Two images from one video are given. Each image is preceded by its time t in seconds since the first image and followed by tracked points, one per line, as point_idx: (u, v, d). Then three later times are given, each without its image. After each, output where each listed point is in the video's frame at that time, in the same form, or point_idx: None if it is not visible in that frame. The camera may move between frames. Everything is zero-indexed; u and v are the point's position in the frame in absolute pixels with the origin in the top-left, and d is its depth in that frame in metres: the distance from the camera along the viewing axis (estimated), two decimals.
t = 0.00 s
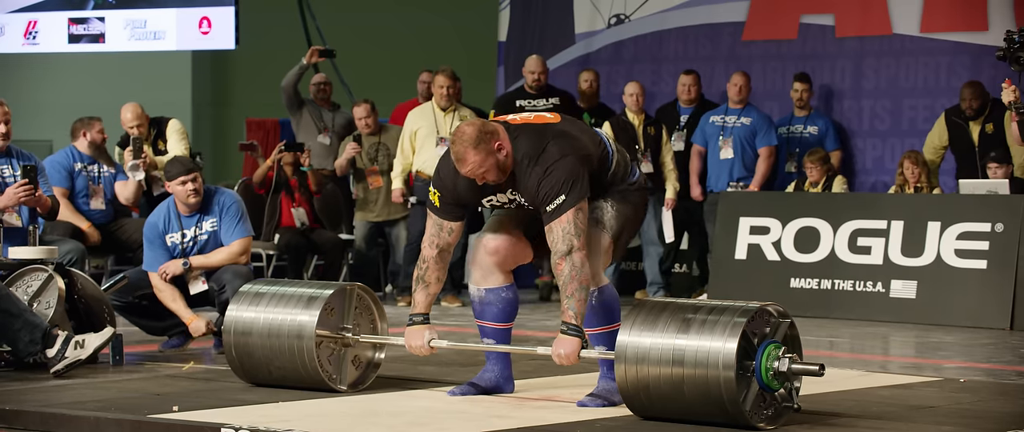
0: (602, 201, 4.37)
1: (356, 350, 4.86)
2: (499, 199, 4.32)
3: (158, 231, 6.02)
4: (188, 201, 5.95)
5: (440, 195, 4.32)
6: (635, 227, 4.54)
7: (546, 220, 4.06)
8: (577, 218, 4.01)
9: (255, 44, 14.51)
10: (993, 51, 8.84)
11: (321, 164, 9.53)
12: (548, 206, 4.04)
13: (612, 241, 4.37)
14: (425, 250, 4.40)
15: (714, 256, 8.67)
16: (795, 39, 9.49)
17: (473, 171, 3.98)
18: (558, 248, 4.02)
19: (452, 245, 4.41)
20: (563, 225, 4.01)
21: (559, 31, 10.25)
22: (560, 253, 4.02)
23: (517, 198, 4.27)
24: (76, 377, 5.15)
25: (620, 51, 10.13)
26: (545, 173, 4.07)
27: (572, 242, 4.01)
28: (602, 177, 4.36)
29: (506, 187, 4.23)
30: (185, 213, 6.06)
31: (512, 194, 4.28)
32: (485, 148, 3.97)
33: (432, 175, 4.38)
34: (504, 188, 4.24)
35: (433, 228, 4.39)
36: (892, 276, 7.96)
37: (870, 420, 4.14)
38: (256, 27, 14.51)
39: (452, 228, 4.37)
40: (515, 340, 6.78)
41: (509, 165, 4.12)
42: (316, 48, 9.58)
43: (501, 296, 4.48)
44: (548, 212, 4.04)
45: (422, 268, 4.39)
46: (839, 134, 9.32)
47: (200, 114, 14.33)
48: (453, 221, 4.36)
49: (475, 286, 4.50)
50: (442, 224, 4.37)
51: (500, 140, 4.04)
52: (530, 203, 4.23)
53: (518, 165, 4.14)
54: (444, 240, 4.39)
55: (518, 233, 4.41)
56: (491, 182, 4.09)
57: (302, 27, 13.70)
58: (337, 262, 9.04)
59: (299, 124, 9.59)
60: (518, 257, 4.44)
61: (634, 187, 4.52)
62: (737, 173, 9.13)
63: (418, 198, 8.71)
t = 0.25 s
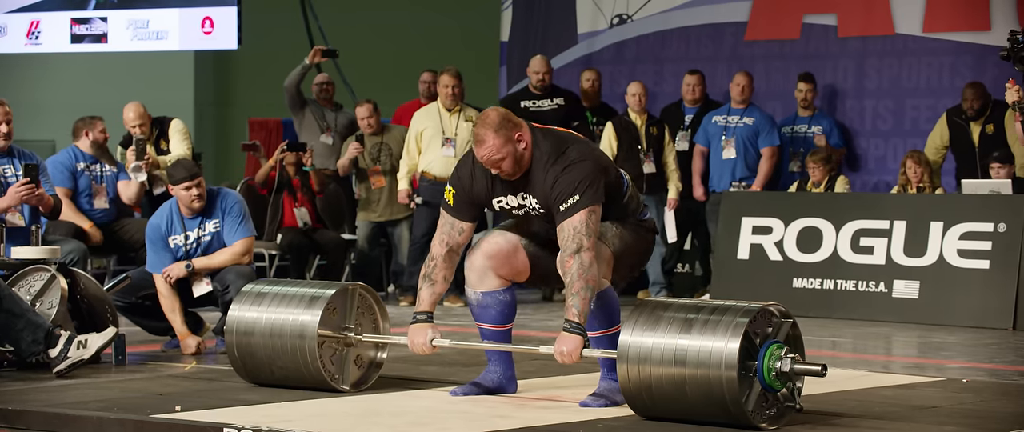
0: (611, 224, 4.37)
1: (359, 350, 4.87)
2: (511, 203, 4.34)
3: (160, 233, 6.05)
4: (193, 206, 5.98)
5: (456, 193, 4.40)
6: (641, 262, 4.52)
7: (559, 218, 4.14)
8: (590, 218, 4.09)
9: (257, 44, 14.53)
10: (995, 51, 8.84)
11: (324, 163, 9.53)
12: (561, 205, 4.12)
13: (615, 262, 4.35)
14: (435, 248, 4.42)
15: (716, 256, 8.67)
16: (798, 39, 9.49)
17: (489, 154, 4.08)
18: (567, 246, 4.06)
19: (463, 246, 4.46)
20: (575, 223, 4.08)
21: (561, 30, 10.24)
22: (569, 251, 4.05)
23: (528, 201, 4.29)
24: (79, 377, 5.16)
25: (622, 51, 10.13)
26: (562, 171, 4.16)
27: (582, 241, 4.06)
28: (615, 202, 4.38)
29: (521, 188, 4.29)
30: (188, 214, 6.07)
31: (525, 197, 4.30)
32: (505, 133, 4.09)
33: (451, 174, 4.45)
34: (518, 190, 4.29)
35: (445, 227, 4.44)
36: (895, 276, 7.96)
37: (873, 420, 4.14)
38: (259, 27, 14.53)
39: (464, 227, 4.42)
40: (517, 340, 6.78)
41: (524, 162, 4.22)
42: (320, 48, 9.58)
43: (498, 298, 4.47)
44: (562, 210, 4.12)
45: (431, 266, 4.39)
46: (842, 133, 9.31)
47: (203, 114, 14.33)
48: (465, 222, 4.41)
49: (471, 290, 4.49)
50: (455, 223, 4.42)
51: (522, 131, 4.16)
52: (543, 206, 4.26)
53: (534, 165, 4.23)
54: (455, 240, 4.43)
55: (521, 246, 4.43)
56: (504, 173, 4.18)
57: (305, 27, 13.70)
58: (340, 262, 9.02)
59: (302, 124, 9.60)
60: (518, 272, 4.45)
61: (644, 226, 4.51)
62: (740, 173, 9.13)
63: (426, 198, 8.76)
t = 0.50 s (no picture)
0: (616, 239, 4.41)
1: (362, 350, 4.86)
2: (522, 208, 4.35)
3: (163, 232, 6.05)
4: (194, 205, 5.97)
5: (469, 195, 4.40)
6: (643, 281, 4.55)
7: (570, 220, 4.16)
8: (602, 221, 4.10)
9: (259, 44, 14.55)
10: (998, 51, 8.84)
11: (326, 163, 9.53)
12: (574, 207, 4.14)
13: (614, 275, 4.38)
14: (444, 248, 4.42)
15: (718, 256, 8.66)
16: (800, 39, 9.49)
17: (507, 148, 4.12)
18: (577, 247, 4.08)
19: (474, 248, 4.44)
20: (586, 226, 4.10)
21: (563, 31, 10.24)
22: (579, 252, 4.07)
23: (539, 205, 4.31)
24: (81, 377, 5.16)
25: (624, 51, 10.12)
26: (578, 174, 4.18)
27: (592, 243, 4.07)
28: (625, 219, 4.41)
29: (535, 191, 4.30)
30: (191, 214, 6.07)
31: (538, 199, 4.31)
32: (525, 129, 4.14)
33: (466, 176, 4.46)
34: (531, 193, 4.31)
35: (456, 229, 4.43)
36: (897, 276, 7.95)
37: (875, 420, 4.14)
38: (261, 27, 14.54)
39: (475, 230, 4.41)
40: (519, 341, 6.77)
41: (540, 165, 4.24)
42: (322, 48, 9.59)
43: (500, 300, 4.46)
44: (574, 212, 4.14)
45: (439, 265, 4.39)
46: (845, 134, 9.29)
47: (204, 114, 14.32)
48: (477, 225, 4.41)
49: (473, 290, 4.48)
50: (467, 225, 4.41)
51: (541, 132, 4.21)
52: (555, 209, 4.27)
53: (550, 169, 4.26)
54: (466, 242, 4.42)
55: (525, 253, 4.47)
56: (519, 173, 4.20)
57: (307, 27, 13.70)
58: (342, 262, 9.02)
59: (304, 124, 9.60)
60: (520, 278, 4.47)
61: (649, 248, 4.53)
62: (742, 173, 9.12)
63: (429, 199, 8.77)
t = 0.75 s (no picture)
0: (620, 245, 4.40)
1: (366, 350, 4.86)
2: (526, 207, 4.35)
3: (163, 233, 6.06)
4: (193, 203, 5.96)
5: (475, 195, 4.42)
6: (644, 290, 4.54)
7: (576, 220, 4.16)
8: (607, 223, 4.11)
9: (260, 45, 14.56)
10: (998, 51, 8.84)
11: (326, 164, 9.52)
12: (580, 207, 4.15)
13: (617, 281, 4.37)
14: (448, 248, 4.42)
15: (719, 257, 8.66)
16: (800, 40, 9.49)
17: (515, 141, 4.14)
18: (582, 247, 4.09)
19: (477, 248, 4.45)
20: (591, 226, 4.11)
21: (564, 32, 10.25)
22: (583, 252, 4.08)
23: (543, 205, 4.31)
24: (81, 378, 5.16)
25: (625, 52, 10.12)
26: (585, 175, 4.20)
27: (596, 243, 4.08)
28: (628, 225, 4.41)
29: (540, 191, 4.30)
30: (190, 214, 6.06)
31: (543, 200, 4.32)
32: (534, 124, 4.17)
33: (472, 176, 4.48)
34: (536, 193, 4.32)
35: (461, 229, 4.44)
36: (897, 277, 7.95)
37: (876, 421, 4.13)
38: (262, 28, 14.55)
39: (479, 231, 4.42)
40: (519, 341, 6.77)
41: (547, 164, 4.26)
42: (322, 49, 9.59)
43: (502, 300, 4.46)
44: (579, 212, 4.14)
45: (443, 266, 4.39)
46: (845, 134, 9.29)
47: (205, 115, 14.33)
48: (481, 227, 4.42)
49: (475, 290, 4.48)
50: (472, 225, 4.43)
51: (550, 130, 4.24)
52: (560, 209, 4.28)
53: (556, 169, 4.27)
54: (470, 242, 4.43)
55: (528, 257, 4.46)
56: (525, 169, 4.21)
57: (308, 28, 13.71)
58: (343, 263, 9.02)
59: (305, 125, 9.60)
60: (522, 280, 4.46)
61: (650, 258, 4.52)
62: (743, 174, 9.13)
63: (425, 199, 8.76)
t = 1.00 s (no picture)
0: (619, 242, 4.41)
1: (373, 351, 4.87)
2: (525, 203, 4.35)
3: (164, 232, 6.07)
4: (194, 201, 5.96)
5: (474, 193, 4.44)
6: (644, 288, 4.54)
7: (580, 218, 4.16)
8: (611, 220, 4.10)
9: (260, 45, 14.57)
10: (998, 52, 8.84)
11: (326, 164, 9.52)
12: (584, 204, 4.15)
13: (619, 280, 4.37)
14: (450, 247, 4.45)
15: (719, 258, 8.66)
16: (800, 40, 9.49)
17: (514, 131, 4.15)
18: (587, 245, 4.09)
19: (479, 246, 4.49)
20: (595, 224, 4.11)
21: (564, 32, 10.26)
22: (588, 250, 4.08)
23: (542, 201, 4.31)
24: (81, 379, 5.16)
25: (625, 53, 10.12)
26: (586, 172, 4.19)
27: (602, 241, 4.07)
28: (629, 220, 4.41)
29: (540, 187, 4.30)
30: (191, 213, 6.08)
31: (542, 196, 4.30)
32: (535, 115, 4.18)
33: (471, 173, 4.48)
34: (535, 188, 4.31)
35: (462, 227, 4.47)
36: (897, 277, 7.95)
37: (876, 421, 4.13)
38: (261, 28, 14.55)
39: (480, 228, 4.45)
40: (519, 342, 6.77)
41: (546, 158, 4.25)
42: (322, 49, 9.59)
43: (501, 302, 4.46)
44: (584, 209, 4.14)
45: (445, 265, 4.42)
46: (845, 135, 9.30)
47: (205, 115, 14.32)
48: (482, 223, 4.44)
49: (475, 292, 4.47)
50: (472, 223, 4.45)
51: (551, 123, 4.24)
52: (560, 206, 4.27)
53: (555, 164, 4.27)
54: (472, 241, 4.46)
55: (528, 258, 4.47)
56: (524, 161, 4.21)
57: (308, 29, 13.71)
58: (342, 263, 9.03)
59: (305, 126, 9.59)
60: (522, 281, 4.47)
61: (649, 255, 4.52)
62: (742, 174, 9.13)
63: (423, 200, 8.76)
